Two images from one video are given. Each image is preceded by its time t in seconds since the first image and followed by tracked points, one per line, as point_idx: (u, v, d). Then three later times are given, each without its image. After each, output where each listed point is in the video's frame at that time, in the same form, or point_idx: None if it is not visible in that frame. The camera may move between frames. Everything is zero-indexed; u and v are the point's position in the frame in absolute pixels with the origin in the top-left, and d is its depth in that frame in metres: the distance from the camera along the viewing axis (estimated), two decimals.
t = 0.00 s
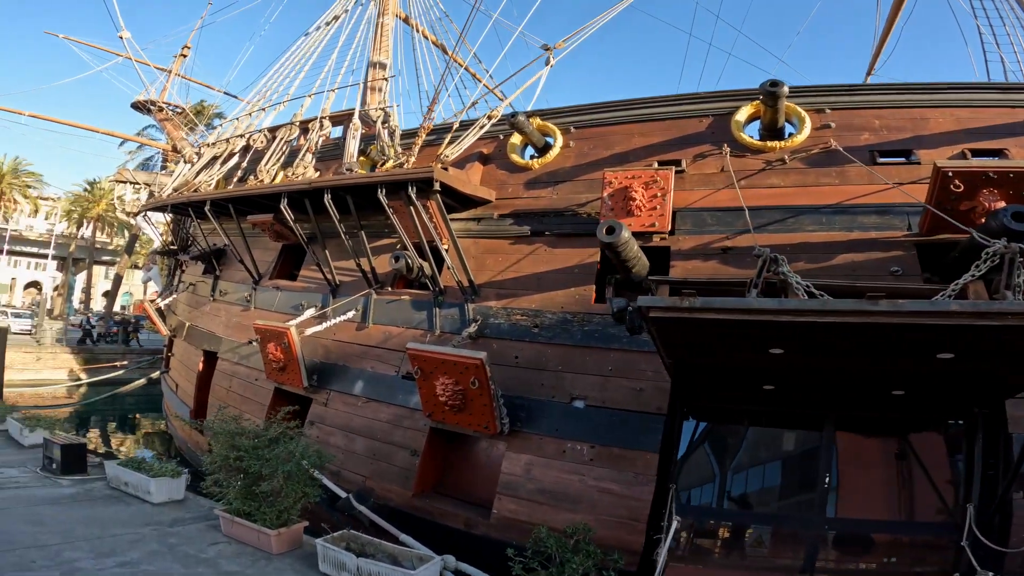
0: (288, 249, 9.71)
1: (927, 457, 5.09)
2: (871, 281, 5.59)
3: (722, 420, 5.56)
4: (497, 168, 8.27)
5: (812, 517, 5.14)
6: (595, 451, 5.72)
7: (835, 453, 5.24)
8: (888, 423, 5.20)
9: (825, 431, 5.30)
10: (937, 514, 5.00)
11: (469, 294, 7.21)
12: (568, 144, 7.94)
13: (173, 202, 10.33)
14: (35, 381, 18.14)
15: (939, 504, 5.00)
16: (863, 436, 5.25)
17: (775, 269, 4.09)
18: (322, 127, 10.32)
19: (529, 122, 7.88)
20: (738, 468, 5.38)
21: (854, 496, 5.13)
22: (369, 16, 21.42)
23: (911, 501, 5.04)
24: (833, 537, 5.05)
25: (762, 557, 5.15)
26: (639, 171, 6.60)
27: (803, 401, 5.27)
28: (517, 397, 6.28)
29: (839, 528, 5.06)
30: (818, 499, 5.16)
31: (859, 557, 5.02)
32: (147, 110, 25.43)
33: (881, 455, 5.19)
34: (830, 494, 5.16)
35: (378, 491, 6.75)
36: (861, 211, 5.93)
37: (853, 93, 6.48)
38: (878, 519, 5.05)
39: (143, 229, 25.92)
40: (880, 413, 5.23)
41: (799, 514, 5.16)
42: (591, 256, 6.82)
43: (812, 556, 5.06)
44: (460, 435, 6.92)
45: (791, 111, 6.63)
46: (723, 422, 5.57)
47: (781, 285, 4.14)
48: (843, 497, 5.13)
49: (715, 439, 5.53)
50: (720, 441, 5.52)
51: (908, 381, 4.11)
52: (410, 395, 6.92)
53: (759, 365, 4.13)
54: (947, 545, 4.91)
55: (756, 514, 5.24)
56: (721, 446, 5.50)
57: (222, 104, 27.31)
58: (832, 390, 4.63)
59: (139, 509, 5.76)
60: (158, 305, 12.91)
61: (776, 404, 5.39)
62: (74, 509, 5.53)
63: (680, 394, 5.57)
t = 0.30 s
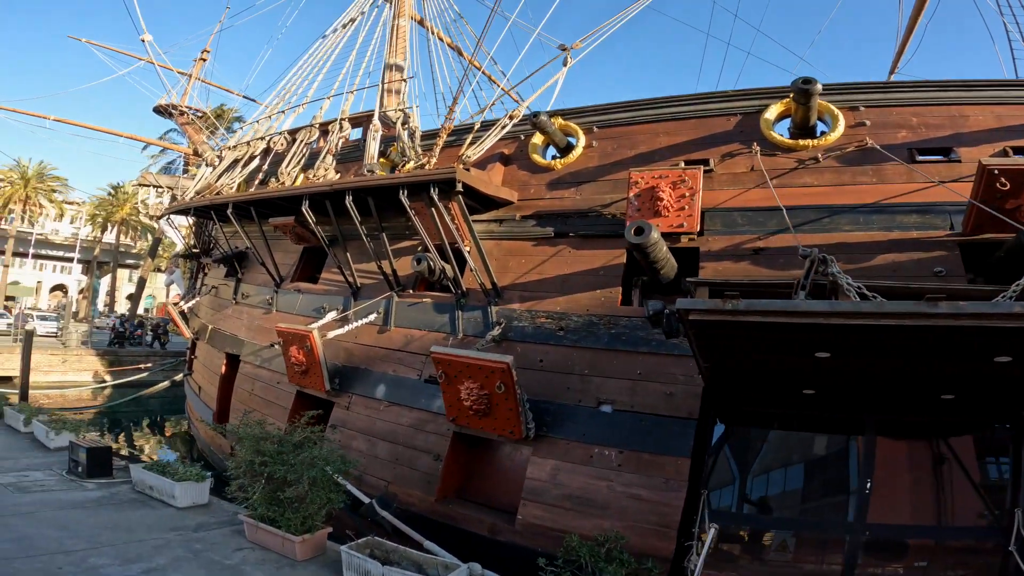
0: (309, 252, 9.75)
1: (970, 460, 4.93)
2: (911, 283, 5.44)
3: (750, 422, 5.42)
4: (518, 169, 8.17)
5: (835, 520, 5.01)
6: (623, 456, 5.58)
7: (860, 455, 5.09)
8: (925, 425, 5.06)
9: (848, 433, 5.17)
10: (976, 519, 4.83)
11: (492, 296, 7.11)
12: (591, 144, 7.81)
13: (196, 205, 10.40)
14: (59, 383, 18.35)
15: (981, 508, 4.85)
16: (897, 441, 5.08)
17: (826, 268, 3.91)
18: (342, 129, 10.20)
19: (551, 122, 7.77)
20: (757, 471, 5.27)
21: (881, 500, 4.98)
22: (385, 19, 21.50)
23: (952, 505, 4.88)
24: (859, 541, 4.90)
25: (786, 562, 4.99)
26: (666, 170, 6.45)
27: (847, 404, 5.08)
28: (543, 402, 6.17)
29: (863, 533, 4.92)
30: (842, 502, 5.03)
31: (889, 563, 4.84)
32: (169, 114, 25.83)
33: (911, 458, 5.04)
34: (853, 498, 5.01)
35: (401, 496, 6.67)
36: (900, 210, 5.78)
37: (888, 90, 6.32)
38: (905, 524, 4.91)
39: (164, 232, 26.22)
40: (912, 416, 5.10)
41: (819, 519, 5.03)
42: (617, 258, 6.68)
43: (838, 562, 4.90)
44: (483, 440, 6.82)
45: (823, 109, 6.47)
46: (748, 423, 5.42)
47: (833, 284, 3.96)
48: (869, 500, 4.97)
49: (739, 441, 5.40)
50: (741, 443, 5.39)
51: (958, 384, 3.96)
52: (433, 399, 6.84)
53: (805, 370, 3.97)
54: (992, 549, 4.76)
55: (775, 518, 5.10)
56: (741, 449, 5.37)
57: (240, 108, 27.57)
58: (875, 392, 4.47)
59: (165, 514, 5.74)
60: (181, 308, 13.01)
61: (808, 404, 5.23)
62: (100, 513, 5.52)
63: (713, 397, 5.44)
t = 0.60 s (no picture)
0: (331, 253, 9.82)
1: (1006, 464, 5.04)
2: (953, 284, 5.32)
3: (781, 426, 5.43)
4: (542, 169, 8.08)
5: (859, 524, 5.17)
6: (655, 460, 5.46)
7: (884, 459, 5.20)
8: (959, 428, 5.12)
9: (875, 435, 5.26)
10: (995, 520, 5.04)
11: (517, 298, 7.03)
12: (615, 143, 7.69)
13: (220, 208, 10.47)
14: (86, 384, 18.61)
15: (1011, 509, 5.05)
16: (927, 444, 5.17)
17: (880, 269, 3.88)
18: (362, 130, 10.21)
19: (576, 122, 7.67)
20: (779, 474, 5.38)
21: (901, 501, 5.15)
22: (402, 22, 21.55)
23: (983, 508, 5.05)
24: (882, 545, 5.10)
25: (813, 565, 5.17)
26: (695, 170, 6.33)
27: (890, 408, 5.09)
28: (571, 405, 6.06)
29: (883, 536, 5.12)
30: (866, 506, 5.19)
31: (907, 561, 5.07)
32: (190, 117, 26.18)
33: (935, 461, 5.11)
34: (877, 501, 5.18)
35: (426, 500, 6.60)
36: (941, 209, 5.68)
37: (924, 89, 6.27)
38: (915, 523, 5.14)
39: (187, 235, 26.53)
40: (955, 419, 5.10)
41: (839, 522, 5.20)
42: (646, 258, 6.56)
43: (860, 563, 5.12)
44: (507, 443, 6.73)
45: (858, 108, 6.42)
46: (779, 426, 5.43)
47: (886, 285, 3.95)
48: (892, 504, 5.14)
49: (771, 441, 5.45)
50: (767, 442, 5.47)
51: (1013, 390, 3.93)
52: (458, 402, 6.76)
53: (851, 373, 3.92)
54: None
55: (797, 521, 5.26)
56: (763, 452, 5.45)
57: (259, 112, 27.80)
58: (925, 397, 4.44)
59: (193, 517, 5.74)
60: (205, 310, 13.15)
61: (847, 404, 5.19)
62: (130, 516, 5.53)
63: (748, 401, 5.27)
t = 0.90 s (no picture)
0: (352, 257, 9.86)
1: None
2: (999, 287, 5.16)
3: (811, 430, 5.35)
4: (566, 172, 7.99)
5: (884, 528, 5.04)
6: (688, 465, 5.34)
7: (908, 464, 5.10)
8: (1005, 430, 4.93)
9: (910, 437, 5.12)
10: None
11: (543, 302, 6.94)
12: (642, 145, 7.58)
13: (243, 212, 10.53)
14: (108, 386, 18.84)
15: None
16: (967, 449, 5.00)
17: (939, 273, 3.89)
18: (383, 133, 10.20)
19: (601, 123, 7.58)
20: (799, 478, 5.32)
21: (928, 504, 5.01)
22: (418, 26, 21.62)
23: None
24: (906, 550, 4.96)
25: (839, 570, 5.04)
26: (726, 171, 6.23)
27: (941, 411, 4.90)
28: (600, 409, 5.95)
29: (907, 540, 4.98)
30: (889, 510, 5.06)
31: (952, 566, 4.92)
32: (209, 121, 26.46)
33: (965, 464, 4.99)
34: (903, 504, 5.05)
35: (452, 505, 6.53)
36: (984, 210, 5.57)
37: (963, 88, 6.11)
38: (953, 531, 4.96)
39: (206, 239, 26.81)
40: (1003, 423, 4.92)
41: (862, 525, 5.07)
42: (676, 261, 6.46)
43: (885, 568, 5.00)
44: (535, 447, 6.65)
45: (895, 108, 6.27)
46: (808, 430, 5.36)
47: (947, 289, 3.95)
48: (917, 508, 5.01)
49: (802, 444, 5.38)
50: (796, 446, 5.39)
51: None
52: (484, 407, 6.69)
53: (900, 378, 3.86)
54: None
55: (818, 525, 5.17)
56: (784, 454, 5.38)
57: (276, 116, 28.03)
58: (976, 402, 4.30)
59: (222, 522, 5.72)
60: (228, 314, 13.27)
61: (890, 409, 5.05)
62: (159, 521, 5.52)
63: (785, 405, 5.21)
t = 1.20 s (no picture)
0: (367, 260, 9.84)
1: None
2: None
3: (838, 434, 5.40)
4: (586, 174, 7.92)
5: (901, 530, 5.02)
6: (718, 470, 5.27)
7: (925, 466, 5.15)
8: None
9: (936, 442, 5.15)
10: None
11: (564, 305, 6.86)
12: (662, 147, 7.48)
13: (258, 215, 10.52)
14: (121, 388, 18.90)
15: None
16: (998, 455, 4.97)
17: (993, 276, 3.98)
18: (399, 135, 10.17)
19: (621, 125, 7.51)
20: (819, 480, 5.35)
21: (946, 507, 4.99)
22: (427, 27, 21.59)
23: None
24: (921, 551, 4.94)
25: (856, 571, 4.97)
26: (752, 174, 6.18)
27: (975, 416, 4.84)
28: (625, 414, 5.86)
29: (924, 542, 4.95)
30: (905, 512, 5.04)
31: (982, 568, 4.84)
32: (220, 124, 26.59)
33: (988, 468, 4.99)
34: (919, 507, 5.02)
35: (473, 510, 6.46)
36: (1016, 214, 5.52)
37: (994, 89, 6.01)
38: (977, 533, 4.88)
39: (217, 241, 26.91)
40: None
41: (876, 527, 5.03)
42: (701, 265, 6.39)
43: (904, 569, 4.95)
44: (556, 452, 6.54)
45: (924, 110, 6.21)
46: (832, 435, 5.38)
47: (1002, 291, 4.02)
48: (933, 510, 4.98)
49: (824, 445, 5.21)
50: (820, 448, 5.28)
51: None
52: (506, 411, 6.62)
53: (940, 383, 3.84)
54: None
55: (832, 526, 5.14)
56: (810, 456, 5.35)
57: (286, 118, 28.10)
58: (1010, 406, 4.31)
59: (244, 529, 5.68)
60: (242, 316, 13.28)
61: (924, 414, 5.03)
62: (181, 528, 5.48)
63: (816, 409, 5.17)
